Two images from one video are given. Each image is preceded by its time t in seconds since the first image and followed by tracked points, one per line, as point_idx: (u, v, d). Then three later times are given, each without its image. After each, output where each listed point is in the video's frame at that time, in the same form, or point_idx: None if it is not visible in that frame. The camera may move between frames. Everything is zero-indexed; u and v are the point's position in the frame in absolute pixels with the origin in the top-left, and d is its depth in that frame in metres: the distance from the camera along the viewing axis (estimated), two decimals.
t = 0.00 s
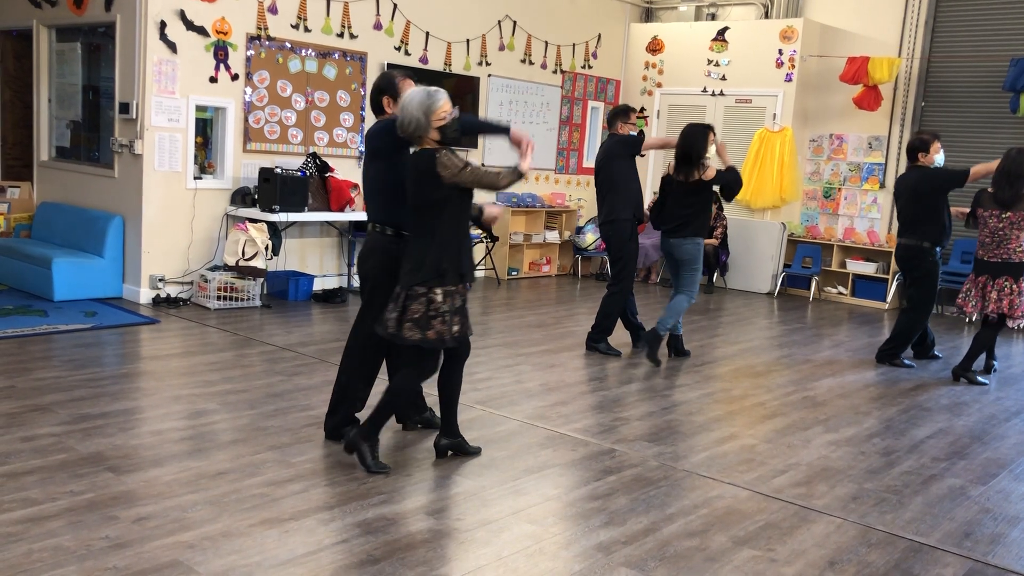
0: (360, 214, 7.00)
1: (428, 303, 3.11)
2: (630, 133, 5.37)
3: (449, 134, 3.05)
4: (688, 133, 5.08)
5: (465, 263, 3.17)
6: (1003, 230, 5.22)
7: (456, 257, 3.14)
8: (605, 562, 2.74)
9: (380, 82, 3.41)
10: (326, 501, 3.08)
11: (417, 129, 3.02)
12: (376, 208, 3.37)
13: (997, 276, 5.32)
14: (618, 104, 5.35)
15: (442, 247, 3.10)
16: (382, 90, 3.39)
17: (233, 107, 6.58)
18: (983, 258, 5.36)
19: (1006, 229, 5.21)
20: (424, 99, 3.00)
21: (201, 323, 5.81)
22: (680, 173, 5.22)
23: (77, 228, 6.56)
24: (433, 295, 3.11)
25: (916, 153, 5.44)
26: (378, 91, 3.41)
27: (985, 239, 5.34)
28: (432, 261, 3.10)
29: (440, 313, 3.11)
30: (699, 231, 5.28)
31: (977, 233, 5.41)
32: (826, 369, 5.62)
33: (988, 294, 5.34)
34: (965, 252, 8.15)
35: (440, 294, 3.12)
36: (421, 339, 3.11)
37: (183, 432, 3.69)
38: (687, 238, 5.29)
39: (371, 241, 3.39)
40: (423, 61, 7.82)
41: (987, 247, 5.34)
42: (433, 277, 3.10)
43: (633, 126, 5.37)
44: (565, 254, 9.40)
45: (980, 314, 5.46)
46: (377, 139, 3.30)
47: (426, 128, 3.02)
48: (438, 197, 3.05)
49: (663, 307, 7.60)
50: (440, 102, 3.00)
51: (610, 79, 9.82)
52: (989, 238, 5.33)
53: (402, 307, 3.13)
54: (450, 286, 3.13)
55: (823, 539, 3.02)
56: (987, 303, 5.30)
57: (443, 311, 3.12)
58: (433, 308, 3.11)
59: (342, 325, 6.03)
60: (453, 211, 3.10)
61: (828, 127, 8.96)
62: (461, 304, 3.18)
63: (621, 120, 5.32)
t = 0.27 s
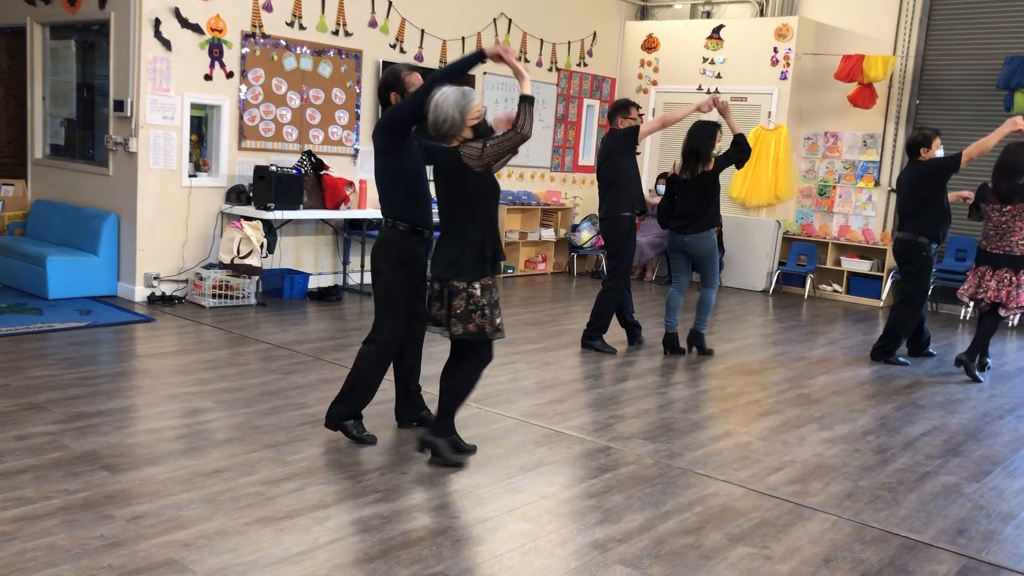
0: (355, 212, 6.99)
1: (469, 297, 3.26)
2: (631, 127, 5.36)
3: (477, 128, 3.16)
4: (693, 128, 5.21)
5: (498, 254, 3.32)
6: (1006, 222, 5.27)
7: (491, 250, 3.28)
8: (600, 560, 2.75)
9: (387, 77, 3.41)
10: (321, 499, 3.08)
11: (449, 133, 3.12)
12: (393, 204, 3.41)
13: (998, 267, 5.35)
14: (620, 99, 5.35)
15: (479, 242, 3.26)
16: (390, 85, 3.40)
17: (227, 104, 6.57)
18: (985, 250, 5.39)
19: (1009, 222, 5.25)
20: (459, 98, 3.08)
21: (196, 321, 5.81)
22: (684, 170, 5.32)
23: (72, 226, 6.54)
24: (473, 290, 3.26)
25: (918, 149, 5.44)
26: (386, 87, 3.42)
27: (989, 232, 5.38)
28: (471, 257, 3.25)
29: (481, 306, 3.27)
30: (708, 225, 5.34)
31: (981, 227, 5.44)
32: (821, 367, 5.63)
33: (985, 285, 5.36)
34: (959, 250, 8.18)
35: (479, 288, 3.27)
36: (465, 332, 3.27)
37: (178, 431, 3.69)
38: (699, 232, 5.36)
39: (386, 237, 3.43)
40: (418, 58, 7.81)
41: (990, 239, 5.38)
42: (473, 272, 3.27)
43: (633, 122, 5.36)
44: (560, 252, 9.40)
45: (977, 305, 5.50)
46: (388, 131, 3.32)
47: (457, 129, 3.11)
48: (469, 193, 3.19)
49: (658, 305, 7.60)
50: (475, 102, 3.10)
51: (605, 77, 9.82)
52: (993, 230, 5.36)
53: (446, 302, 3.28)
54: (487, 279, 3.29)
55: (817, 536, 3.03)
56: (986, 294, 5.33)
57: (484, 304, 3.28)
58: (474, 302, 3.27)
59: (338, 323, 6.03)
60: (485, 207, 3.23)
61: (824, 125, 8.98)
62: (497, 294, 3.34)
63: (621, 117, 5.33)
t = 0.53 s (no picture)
0: (348, 209, 6.97)
1: (497, 293, 3.38)
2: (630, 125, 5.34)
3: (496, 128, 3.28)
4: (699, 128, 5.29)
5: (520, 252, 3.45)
6: (997, 216, 5.42)
7: (513, 248, 3.41)
8: (593, 557, 2.75)
9: (379, 78, 3.37)
10: (314, 497, 3.07)
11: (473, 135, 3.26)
12: (391, 208, 3.42)
13: (994, 261, 5.50)
14: (621, 95, 5.29)
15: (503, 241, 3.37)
16: (383, 85, 3.36)
17: (219, 101, 6.54)
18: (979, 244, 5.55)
19: (998, 216, 5.41)
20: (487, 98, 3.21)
21: (188, 318, 5.78)
22: (686, 172, 5.38)
23: (63, 223, 6.51)
24: (501, 286, 3.39)
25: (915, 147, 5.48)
26: (379, 88, 3.38)
27: (983, 228, 5.53)
28: (495, 254, 3.36)
29: (508, 301, 3.39)
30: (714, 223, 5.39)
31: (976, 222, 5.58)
32: (813, 363, 5.64)
33: (985, 280, 5.51)
34: (951, 247, 8.21)
35: (504, 284, 3.39)
36: (493, 328, 3.37)
37: (170, 428, 3.67)
38: (706, 230, 5.41)
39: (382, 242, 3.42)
40: (410, 55, 7.79)
41: (984, 234, 5.52)
42: (498, 269, 3.38)
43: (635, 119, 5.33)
44: (554, 249, 9.39)
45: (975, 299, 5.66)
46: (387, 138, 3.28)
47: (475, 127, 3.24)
48: (491, 192, 3.30)
49: (651, 302, 7.61)
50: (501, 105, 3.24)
51: (598, 74, 9.82)
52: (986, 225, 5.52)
53: (472, 299, 3.38)
54: (512, 275, 3.42)
55: (810, 533, 3.03)
56: (984, 289, 5.49)
57: (509, 299, 3.39)
58: (502, 297, 3.39)
59: (330, 321, 6.01)
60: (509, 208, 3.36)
61: (817, 122, 8.99)
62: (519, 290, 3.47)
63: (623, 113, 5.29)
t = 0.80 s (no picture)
0: (341, 206, 6.96)
1: (516, 289, 3.45)
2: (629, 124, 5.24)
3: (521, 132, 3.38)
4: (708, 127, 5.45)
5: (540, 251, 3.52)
6: (995, 215, 5.46)
7: (531, 249, 3.47)
8: (586, 554, 2.75)
9: (368, 81, 3.32)
10: (307, 494, 3.06)
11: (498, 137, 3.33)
12: (383, 215, 3.39)
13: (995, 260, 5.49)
14: (619, 93, 5.19)
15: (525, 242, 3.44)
16: (373, 90, 3.32)
17: (212, 97, 6.52)
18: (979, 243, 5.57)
19: (994, 215, 5.46)
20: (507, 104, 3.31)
21: (181, 316, 5.77)
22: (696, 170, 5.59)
23: (55, 220, 6.48)
24: (519, 282, 3.45)
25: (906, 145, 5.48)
26: (367, 92, 3.33)
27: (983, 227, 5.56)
28: (515, 255, 3.43)
29: (527, 297, 3.45)
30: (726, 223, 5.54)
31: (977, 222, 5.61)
32: (806, 360, 5.66)
33: (986, 279, 5.48)
34: (944, 245, 8.24)
35: (524, 281, 3.46)
36: (512, 322, 3.46)
37: (162, 426, 3.66)
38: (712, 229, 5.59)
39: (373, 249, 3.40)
40: (404, 52, 7.77)
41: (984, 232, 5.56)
42: (519, 268, 3.45)
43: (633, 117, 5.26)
44: (547, 246, 9.39)
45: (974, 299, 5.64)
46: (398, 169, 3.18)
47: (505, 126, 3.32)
48: (509, 196, 3.37)
49: (645, 299, 7.61)
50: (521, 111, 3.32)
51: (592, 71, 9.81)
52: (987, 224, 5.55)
53: (493, 295, 3.48)
54: (532, 273, 3.48)
55: (803, 529, 3.04)
56: (984, 287, 5.47)
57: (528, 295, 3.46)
58: (520, 293, 3.45)
59: (323, 318, 6.00)
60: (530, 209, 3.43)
61: (810, 119, 9.00)
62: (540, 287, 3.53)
63: (622, 110, 5.21)
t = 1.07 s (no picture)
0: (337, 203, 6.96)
1: (526, 289, 3.53)
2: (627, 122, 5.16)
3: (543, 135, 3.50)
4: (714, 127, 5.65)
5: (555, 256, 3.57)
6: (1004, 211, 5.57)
7: (544, 253, 3.53)
8: (582, 551, 2.75)
9: (362, 82, 3.30)
10: (302, 491, 3.06)
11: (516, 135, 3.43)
12: (377, 217, 3.39)
13: (1007, 255, 5.60)
14: (616, 92, 5.13)
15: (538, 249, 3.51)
16: (368, 91, 3.30)
17: (208, 95, 6.51)
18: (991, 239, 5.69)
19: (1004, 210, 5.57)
20: (534, 108, 3.42)
21: (176, 313, 5.76)
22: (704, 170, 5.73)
23: (50, 217, 6.47)
24: (530, 283, 3.53)
25: (907, 145, 5.50)
26: (362, 93, 3.31)
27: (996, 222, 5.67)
28: (527, 256, 3.51)
29: (537, 297, 3.52)
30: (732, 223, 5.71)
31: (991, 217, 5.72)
32: (802, 358, 5.67)
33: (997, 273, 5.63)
34: (939, 242, 8.25)
35: (535, 283, 3.52)
36: (521, 320, 3.53)
37: (158, 423, 3.66)
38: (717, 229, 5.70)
39: (368, 250, 3.39)
40: (400, 49, 7.76)
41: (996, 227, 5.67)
42: (530, 269, 3.51)
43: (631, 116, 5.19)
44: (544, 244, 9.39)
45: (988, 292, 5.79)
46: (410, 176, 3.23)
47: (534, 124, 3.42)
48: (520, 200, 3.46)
49: (641, 297, 7.62)
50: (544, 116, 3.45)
51: (588, 69, 9.81)
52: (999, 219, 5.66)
53: (504, 293, 3.58)
54: (545, 275, 3.53)
55: (798, 527, 3.04)
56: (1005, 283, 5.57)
57: (539, 296, 3.53)
58: (530, 293, 3.53)
59: (319, 316, 6.00)
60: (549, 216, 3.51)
61: (806, 118, 9.00)
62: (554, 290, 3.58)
63: (621, 108, 5.14)
